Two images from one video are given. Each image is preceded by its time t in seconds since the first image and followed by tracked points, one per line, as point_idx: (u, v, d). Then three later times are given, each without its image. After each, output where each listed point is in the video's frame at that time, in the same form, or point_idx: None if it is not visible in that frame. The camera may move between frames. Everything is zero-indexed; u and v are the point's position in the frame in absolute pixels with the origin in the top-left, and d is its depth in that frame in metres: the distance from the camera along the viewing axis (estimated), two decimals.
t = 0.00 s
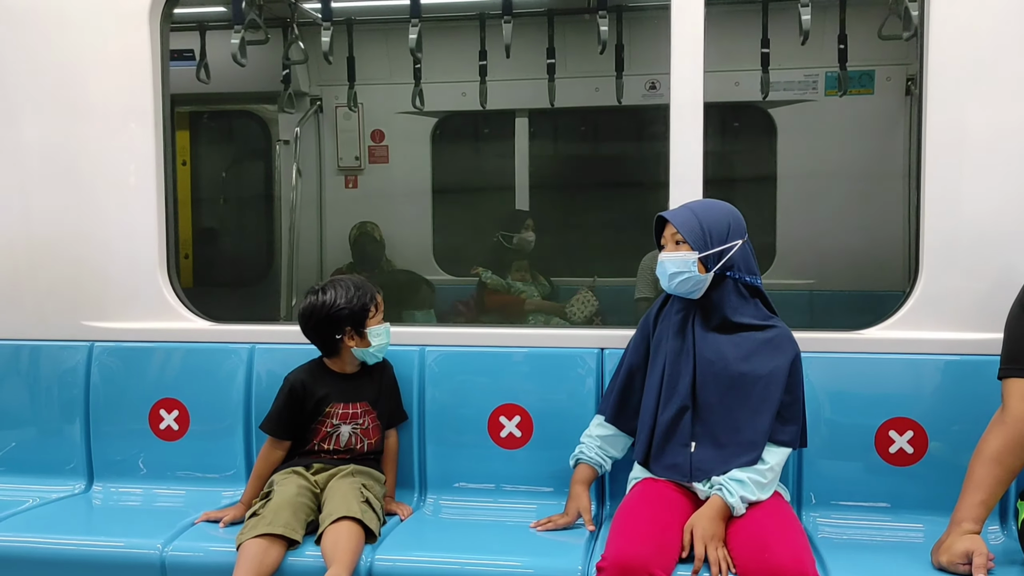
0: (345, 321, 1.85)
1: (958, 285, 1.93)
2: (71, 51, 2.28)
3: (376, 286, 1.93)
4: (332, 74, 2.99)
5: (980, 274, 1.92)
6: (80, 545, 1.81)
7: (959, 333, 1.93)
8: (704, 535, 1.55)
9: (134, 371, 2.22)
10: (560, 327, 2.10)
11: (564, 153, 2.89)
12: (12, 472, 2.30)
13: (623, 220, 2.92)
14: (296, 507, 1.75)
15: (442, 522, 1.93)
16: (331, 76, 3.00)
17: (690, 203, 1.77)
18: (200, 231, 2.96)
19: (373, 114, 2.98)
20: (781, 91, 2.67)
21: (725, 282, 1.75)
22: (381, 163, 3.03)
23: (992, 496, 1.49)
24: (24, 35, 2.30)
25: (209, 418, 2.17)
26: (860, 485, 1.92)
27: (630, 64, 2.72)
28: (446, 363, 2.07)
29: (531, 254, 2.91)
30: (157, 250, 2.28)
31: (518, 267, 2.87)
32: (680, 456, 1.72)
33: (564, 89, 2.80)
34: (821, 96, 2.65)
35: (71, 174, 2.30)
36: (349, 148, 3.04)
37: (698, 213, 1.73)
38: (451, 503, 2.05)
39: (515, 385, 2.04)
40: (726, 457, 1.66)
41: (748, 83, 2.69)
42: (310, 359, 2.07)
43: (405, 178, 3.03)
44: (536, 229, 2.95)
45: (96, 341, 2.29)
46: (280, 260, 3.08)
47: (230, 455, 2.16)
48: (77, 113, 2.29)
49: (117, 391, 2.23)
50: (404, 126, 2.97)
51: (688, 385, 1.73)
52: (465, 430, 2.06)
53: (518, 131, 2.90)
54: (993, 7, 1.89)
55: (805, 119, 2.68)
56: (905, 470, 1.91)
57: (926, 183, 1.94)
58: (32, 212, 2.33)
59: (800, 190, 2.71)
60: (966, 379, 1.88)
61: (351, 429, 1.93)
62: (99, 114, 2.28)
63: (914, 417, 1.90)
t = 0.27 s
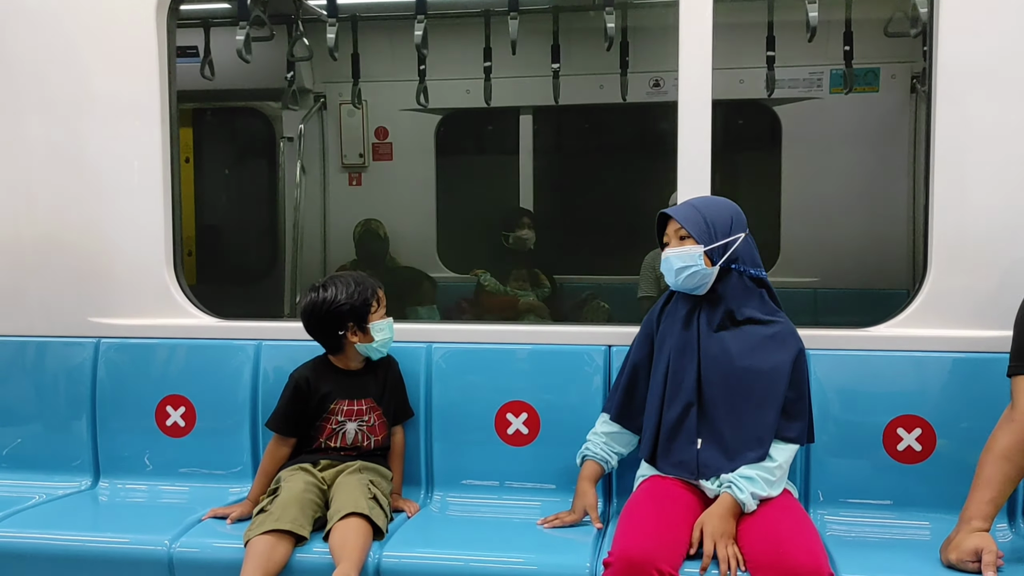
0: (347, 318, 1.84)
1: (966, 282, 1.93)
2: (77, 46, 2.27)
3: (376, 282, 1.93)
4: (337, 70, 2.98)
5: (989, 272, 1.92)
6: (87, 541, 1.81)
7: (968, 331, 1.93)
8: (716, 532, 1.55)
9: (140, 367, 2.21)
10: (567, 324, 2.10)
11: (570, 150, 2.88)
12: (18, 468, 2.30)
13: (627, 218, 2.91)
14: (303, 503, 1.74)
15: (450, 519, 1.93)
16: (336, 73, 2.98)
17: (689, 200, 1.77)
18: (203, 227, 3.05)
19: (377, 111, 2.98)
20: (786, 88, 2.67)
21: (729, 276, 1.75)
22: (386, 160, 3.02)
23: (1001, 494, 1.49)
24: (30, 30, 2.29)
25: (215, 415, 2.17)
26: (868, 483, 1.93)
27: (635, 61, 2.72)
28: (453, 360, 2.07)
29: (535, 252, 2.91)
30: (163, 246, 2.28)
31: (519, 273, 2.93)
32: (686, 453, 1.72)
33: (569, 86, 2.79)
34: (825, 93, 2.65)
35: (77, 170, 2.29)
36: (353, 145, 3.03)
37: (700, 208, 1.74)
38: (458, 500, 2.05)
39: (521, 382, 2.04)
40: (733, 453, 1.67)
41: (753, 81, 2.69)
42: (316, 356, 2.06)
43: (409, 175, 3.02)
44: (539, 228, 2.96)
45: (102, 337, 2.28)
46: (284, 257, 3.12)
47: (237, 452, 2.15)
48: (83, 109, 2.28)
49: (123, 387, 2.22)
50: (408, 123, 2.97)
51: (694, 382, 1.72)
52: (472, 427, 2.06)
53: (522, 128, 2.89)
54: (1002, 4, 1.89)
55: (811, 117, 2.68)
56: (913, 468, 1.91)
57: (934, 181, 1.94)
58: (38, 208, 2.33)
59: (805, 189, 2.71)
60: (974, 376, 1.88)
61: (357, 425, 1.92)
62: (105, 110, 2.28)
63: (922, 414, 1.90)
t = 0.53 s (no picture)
0: (349, 319, 1.84)
1: (968, 284, 1.93)
2: (79, 47, 2.28)
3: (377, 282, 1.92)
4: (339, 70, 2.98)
5: (990, 274, 1.92)
6: (89, 540, 1.81)
7: (969, 333, 1.93)
8: (724, 528, 1.53)
9: (142, 367, 2.22)
10: (568, 325, 2.10)
11: (571, 150, 2.88)
12: (20, 467, 2.31)
13: (629, 219, 2.92)
14: (305, 503, 1.75)
15: (451, 519, 1.94)
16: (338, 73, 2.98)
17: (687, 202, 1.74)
18: (205, 228, 3.09)
19: (378, 111, 2.98)
20: (787, 89, 2.66)
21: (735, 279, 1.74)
22: (387, 160, 3.02)
23: (1002, 496, 1.49)
24: (33, 29, 2.30)
25: (216, 415, 2.17)
26: (868, 485, 1.93)
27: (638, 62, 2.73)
28: (454, 361, 2.07)
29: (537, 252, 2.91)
30: (165, 246, 2.28)
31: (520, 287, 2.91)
32: (688, 457, 1.72)
33: (571, 86, 2.79)
34: (828, 95, 2.65)
35: (79, 169, 2.30)
36: (355, 145, 3.03)
37: (704, 210, 1.71)
38: (458, 501, 2.06)
39: (521, 382, 2.04)
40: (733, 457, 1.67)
41: (754, 82, 2.68)
42: (317, 356, 2.07)
43: (410, 175, 3.02)
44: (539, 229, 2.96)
45: (103, 337, 2.29)
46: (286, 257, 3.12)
47: (238, 452, 2.16)
48: (86, 109, 2.29)
49: (125, 387, 2.23)
50: (410, 123, 2.97)
51: (695, 387, 1.72)
52: (472, 428, 2.06)
53: (524, 129, 2.89)
54: (1004, 6, 1.88)
55: (813, 119, 2.67)
56: (915, 469, 1.91)
57: (937, 183, 1.94)
58: (40, 208, 2.33)
59: (807, 191, 2.71)
60: (975, 378, 1.88)
61: (359, 426, 1.92)
62: (107, 110, 2.28)
63: (924, 416, 1.90)
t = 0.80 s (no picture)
0: (348, 319, 1.84)
1: (963, 285, 1.93)
2: (75, 46, 2.28)
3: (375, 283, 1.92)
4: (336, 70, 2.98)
5: (986, 275, 1.92)
6: (83, 539, 1.81)
7: (965, 334, 1.93)
8: (733, 495, 1.54)
9: (137, 366, 2.22)
10: (564, 325, 2.10)
11: (568, 151, 2.89)
12: (15, 466, 2.30)
13: (626, 219, 2.91)
14: (299, 503, 1.74)
15: (446, 519, 1.93)
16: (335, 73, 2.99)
17: (689, 205, 1.67)
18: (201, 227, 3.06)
19: (376, 111, 2.98)
20: (785, 90, 2.67)
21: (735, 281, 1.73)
22: (384, 160, 3.02)
23: (996, 498, 1.49)
24: (29, 27, 2.30)
25: (211, 414, 2.17)
26: (864, 485, 1.92)
27: (634, 63, 2.73)
28: (450, 361, 2.07)
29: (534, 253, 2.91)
30: (160, 245, 2.28)
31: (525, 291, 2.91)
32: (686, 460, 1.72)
33: (568, 87, 2.79)
34: (825, 96, 2.65)
35: (75, 168, 2.30)
36: (352, 145, 3.03)
37: (710, 214, 1.66)
38: (453, 501, 2.05)
39: (517, 382, 2.04)
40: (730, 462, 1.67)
41: (752, 82, 2.68)
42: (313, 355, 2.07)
43: (408, 175, 3.02)
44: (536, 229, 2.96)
45: (99, 336, 2.28)
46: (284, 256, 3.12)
47: (233, 451, 2.15)
48: (82, 107, 2.28)
49: (120, 386, 2.22)
50: (407, 123, 2.97)
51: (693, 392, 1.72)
52: (468, 428, 2.06)
53: (521, 129, 2.90)
54: (1000, 9, 1.89)
55: (810, 120, 2.68)
56: (910, 470, 1.91)
57: (932, 184, 1.94)
58: (35, 207, 2.33)
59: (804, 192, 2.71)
60: (971, 380, 1.88)
61: (355, 426, 1.92)
62: (104, 109, 2.28)
63: (919, 417, 1.90)
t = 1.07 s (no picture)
0: (342, 320, 1.82)
1: (963, 287, 1.92)
2: (70, 44, 2.26)
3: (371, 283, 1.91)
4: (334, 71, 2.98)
5: (986, 278, 1.91)
6: (75, 542, 1.78)
7: (965, 336, 1.92)
8: (766, 475, 1.58)
9: (131, 367, 2.20)
10: (562, 327, 2.09)
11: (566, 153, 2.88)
12: (6, 468, 2.28)
13: (623, 221, 2.90)
14: (293, 505, 1.72)
15: (442, 522, 1.92)
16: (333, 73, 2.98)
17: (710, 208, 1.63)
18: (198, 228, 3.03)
19: (373, 113, 2.98)
20: (783, 92, 2.67)
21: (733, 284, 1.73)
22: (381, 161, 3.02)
23: (997, 501, 1.47)
24: (24, 26, 2.28)
25: (206, 416, 2.15)
26: (863, 489, 1.91)
27: (633, 64, 2.72)
28: (446, 362, 2.06)
29: (532, 255, 2.90)
30: (155, 246, 2.26)
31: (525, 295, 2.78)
32: (688, 461, 1.69)
33: (566, 89, 2.78)
34: (823, 98, 2.65)
35: (69, 167, 2.28)
36: (349, 146, 3.02)
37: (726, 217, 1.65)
38: (450, 503, 2.03)
39: (514, 384, 2.02)
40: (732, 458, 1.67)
41: (750, 85, 2.68)
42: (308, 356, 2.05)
43: (405, 176, 3.01)
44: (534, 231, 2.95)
45: (92, 336, 2.27)
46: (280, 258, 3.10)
47: (227, 453, 2.13)
48: (76, 106, 2.27)
49: (113, 388, 2.20)
50: (405, 125, 2.97)
51: (694, 390, 1.70)
52: (465, 430, 2.04)
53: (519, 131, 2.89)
54: (1000, 11, 1.88)
55: (808, 122, 2.68)
56: (910, 474, 1.89)
57: (932, 185, 1.93)
58: (29, 207, 2.31)
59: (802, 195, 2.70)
60: (971, 382, 1.87)
61: (350, 428, 1.90)
62: (98, 108, 2.26)
63: (919, 420, 1.89)
